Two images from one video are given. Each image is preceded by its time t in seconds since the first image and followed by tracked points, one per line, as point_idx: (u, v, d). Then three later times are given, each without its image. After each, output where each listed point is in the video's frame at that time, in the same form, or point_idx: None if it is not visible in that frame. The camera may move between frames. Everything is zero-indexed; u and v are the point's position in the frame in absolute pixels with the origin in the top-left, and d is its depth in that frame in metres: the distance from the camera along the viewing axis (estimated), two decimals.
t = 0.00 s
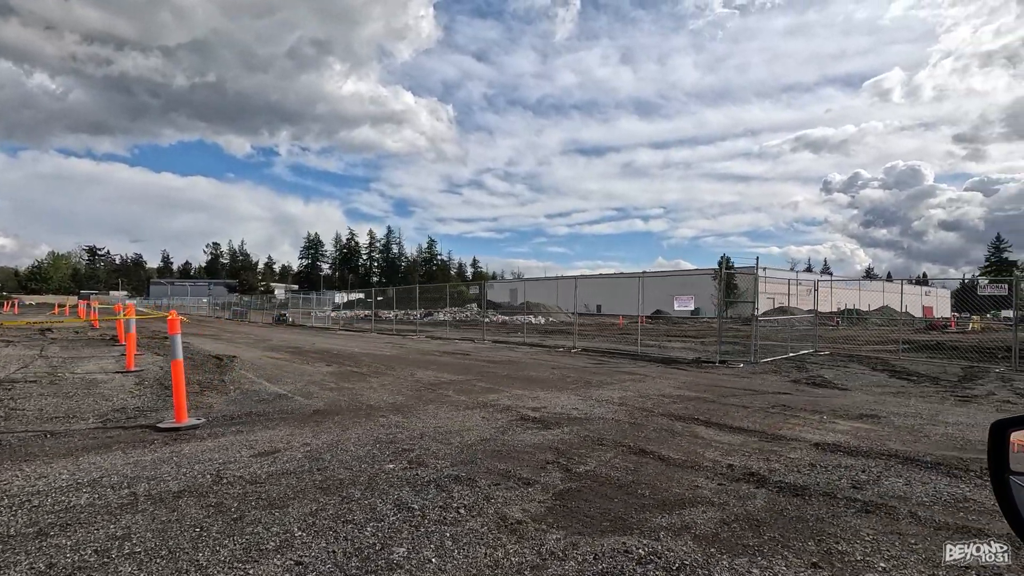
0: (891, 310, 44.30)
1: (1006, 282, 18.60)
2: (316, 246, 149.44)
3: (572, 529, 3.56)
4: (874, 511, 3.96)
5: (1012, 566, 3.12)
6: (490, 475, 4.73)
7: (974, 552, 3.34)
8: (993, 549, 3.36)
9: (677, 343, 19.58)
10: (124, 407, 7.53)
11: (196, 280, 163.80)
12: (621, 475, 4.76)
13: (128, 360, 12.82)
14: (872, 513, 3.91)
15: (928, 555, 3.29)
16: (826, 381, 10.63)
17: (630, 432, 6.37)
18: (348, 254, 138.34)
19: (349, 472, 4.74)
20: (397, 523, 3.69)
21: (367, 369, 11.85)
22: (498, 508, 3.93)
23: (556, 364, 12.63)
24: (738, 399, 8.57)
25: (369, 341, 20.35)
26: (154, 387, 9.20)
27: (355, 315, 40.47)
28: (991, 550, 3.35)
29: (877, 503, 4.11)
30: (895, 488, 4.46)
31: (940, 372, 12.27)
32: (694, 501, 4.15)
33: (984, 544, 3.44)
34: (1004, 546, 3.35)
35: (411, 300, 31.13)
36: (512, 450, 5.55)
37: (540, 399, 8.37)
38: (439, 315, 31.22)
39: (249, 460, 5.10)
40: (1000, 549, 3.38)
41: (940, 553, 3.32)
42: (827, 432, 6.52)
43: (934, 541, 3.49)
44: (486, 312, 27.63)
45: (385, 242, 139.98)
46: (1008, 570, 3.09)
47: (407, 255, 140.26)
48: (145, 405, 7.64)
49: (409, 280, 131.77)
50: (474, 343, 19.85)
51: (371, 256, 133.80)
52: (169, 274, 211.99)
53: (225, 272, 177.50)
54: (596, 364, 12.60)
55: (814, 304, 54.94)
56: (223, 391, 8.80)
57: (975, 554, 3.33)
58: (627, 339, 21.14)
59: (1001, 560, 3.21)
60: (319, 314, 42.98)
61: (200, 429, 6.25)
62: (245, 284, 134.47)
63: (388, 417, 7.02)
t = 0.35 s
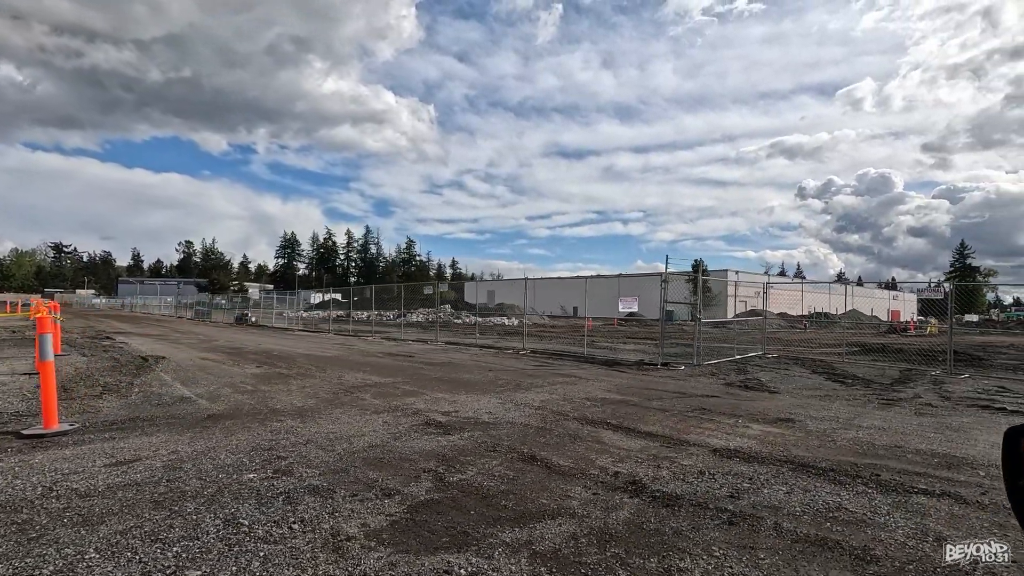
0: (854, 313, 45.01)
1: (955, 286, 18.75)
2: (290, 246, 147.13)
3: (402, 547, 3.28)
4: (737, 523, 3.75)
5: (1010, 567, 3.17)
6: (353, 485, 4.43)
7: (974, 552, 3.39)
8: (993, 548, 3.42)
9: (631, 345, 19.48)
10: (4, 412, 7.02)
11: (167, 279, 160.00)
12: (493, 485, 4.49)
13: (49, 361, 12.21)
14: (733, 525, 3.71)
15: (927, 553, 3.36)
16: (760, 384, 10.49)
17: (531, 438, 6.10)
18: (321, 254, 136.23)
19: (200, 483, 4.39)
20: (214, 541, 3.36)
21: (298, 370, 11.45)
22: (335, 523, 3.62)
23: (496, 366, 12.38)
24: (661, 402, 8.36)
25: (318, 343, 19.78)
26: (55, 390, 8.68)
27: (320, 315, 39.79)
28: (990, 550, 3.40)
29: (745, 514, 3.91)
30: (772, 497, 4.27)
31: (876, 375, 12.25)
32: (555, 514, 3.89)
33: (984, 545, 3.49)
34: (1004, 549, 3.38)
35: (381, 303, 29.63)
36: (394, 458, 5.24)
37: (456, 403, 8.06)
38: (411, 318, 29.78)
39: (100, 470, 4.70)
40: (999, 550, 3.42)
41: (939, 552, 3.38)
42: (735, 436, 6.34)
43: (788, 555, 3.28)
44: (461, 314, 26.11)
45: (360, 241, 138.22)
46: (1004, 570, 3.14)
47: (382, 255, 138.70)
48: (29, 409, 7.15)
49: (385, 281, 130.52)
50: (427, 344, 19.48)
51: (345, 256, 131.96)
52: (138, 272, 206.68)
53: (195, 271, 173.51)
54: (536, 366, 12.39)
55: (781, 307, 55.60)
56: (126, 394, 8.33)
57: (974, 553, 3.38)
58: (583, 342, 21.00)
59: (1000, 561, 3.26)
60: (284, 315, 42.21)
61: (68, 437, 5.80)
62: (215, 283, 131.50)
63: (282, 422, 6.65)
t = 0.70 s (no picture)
0: (819, 315, 45.74)
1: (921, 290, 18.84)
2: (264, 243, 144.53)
3: (227, 560, 3.04)
4: (602, 530, 3.58)
5: (1008, 567, 3.25)
6: (215, 491, 4.15)
7: (974, 551, 3.46)
8: (991, 549, 3.51)
9: (587, 344, 19.39)
10: None
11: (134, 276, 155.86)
12: (366, 490, 4.26)
13: None
14: (597, 532, 3.54)
15: (927, 551, 3.44)
16: (698, 385, 10.41)
17: (435, 439, 5.87)
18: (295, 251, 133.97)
19: (46, 491, 4.06)
20: (20, 555, 3.06)
21: (228, 369, 11.04)
22: (168, 533, 3.35)
23: (438, 366, 12.12)
24: (589, 403, 8.19)
25: (269, 341, 19.24)
26: None
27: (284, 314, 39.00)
28: (990, 550, 3.47)
29: (615, 520, 3.74)
30: (653, 501, 4.12)
31: (817, 376, 12.31)
32: (415, 522, 3.67)
33: (985, 544, 3.58)
34: (1003, 548, 3.47)
35: (350, 302, 27.78)
36: (276, 462, 4.97)
37: (376, 403, 7.77)
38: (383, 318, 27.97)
39: None
40: (998, 550, 3.50)
41: (939, 550, 3.47)
42: (647, 438, 6.21)
43: (638, 564, 3.14)
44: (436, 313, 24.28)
45: (335, 239, 136.30)
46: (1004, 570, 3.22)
47: (357, 253, 137.03)
48: None
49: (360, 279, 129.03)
50: (381, 343, 19.11)
51: (319, 253, 129.97)
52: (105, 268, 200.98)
53: (165, 268, 169.18)
54: (479, 366, 12.18)
55: (750, 309, 56.29)
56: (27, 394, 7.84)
57: (975, 552, 3.46)
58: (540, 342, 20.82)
59: (1000, 560, 3.33)
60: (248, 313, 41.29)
61: None
62: (184, 280, 128.36)
63: (179, 423, 6.29)
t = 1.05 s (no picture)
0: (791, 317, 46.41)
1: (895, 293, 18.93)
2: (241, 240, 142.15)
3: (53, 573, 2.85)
4: (473, 537, 3.45)
5: (1008, 567, 3.41)
6: (81, 497, 3.93)
7: (973, 552, 3.63)
8: (991, 549, 3.68)
9: (551, 344, 19.28)
10: None
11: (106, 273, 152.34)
12: (244, 495, 4.07)
13: None
14: (466, 540, 3.40)
15: (928, 550, 3.59)
16: (643, 386, 10.37)
17: (345, 442, 5.69)
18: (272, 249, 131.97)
19: None
20: None
21: (167, 368, 10.72)
22: None
23: (386, 366, 11.94)
24: (523, 404, 8.07)
25: (224, 340, 18.79)
26: None
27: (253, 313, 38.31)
28: (989, 550, 3.64)
29: (492, 527, 3.61)
30: (540, 506, 4.00)
31: (766, 377, 12.35)
32: (279, 530, 3.50)
33: (983, 545, 3.75)
34: (1001, 549, 3.64)
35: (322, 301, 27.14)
36: (164, 466, 4.75)
37: (302, 404, 7.57)
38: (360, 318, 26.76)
39: None
40: (996, 550, 3.68)
41: (940, 549, 3.62)
42: (567, 440, 6.10)
43: (495, 573, 3.01)
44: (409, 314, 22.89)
45: (313, 237, 134.58)
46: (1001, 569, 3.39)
47: (336, 251, 135.50)
48: None
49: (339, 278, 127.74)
50: (341, 343, 18.83)
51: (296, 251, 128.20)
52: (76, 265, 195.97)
53: (138, 265, 165.53)
54: (429, 366, 12.03)
55: (724, 311, 56.84)
56: None
57: (974, 553, 3.62)
58: (505, 343, 20.74)
59: (999, 561, 3.50)
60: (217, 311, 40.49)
61: None
62: (157, 277, 125.57)
63: (81, 424, 6.03)
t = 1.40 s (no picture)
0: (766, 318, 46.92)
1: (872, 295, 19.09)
2: (218, 237, 139.75)
3: None
4: (357, 541, 3.31)
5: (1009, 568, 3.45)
6: None
7: (973, 552, 3.66)
8: (992, 549, 3.70)
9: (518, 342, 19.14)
10: None
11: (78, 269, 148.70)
12: (132, 498, 3.88)
13: None
14: (349, 544, 3.27)
15: (930, 551, 3.63)
16: (596, 385, 10.29)
17: (264, 442, 5.51)
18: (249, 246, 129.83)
19: None
20: None
21: (108, 366, 10.36)
22: None
23: (340, 365, 11.70)
24: (466, 404, 7.94)
25: (183, 338, 18.32)
26: None
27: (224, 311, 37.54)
28: (990, 550, 3.67)
29: (380, 530, 3.48)
30: (440, 507, 3.89)
31: (723, 376, 12.37)
32: (152, 535, 3.32)
33: (983, 545, 3.78)
34: (1002, 549, 3.67)
35: (294, 299, 26.71)
36: (60, 467, 4.53)
37: (235, 404, 7.34)
38: (340, 314, 25.71)
39: None
40: (997, 550, 3.71)
41: (939, 549, 3.66)
42: (497, 440, 5.99)
43: None
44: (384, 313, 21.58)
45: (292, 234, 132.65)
46: (999, 569, 3.44)
47: (315, 250, 133.81)
48: None
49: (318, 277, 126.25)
50: (305, 341, 18.47)
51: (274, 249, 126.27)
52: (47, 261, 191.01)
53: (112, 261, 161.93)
54: (383, 365, 11.82)
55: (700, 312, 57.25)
56: None
57: (974, 553, 3.65)
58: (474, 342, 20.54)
59: (999, 561, 3.54)
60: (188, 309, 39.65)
61: None
62: (130, 274, 122.75)
63: None
